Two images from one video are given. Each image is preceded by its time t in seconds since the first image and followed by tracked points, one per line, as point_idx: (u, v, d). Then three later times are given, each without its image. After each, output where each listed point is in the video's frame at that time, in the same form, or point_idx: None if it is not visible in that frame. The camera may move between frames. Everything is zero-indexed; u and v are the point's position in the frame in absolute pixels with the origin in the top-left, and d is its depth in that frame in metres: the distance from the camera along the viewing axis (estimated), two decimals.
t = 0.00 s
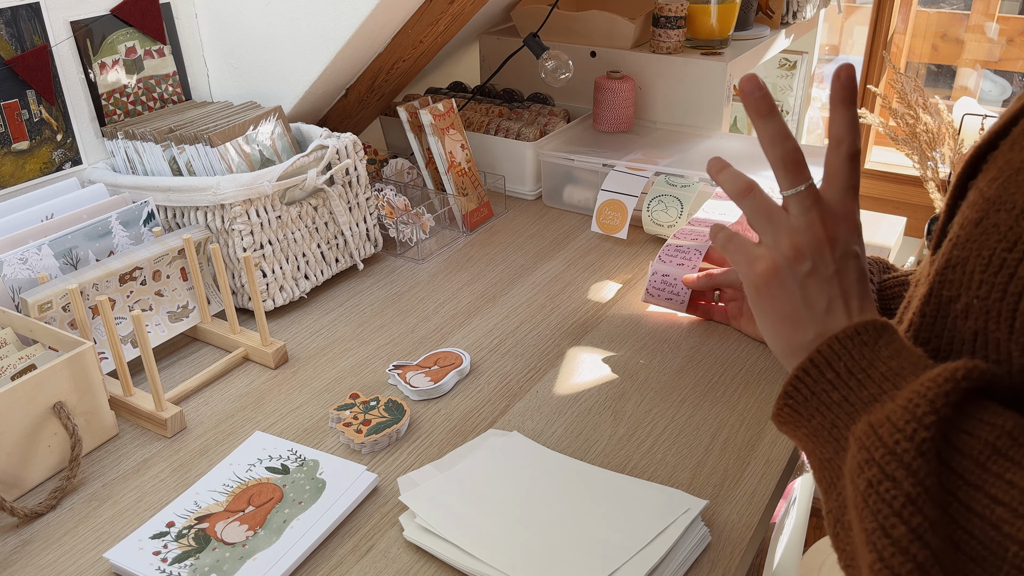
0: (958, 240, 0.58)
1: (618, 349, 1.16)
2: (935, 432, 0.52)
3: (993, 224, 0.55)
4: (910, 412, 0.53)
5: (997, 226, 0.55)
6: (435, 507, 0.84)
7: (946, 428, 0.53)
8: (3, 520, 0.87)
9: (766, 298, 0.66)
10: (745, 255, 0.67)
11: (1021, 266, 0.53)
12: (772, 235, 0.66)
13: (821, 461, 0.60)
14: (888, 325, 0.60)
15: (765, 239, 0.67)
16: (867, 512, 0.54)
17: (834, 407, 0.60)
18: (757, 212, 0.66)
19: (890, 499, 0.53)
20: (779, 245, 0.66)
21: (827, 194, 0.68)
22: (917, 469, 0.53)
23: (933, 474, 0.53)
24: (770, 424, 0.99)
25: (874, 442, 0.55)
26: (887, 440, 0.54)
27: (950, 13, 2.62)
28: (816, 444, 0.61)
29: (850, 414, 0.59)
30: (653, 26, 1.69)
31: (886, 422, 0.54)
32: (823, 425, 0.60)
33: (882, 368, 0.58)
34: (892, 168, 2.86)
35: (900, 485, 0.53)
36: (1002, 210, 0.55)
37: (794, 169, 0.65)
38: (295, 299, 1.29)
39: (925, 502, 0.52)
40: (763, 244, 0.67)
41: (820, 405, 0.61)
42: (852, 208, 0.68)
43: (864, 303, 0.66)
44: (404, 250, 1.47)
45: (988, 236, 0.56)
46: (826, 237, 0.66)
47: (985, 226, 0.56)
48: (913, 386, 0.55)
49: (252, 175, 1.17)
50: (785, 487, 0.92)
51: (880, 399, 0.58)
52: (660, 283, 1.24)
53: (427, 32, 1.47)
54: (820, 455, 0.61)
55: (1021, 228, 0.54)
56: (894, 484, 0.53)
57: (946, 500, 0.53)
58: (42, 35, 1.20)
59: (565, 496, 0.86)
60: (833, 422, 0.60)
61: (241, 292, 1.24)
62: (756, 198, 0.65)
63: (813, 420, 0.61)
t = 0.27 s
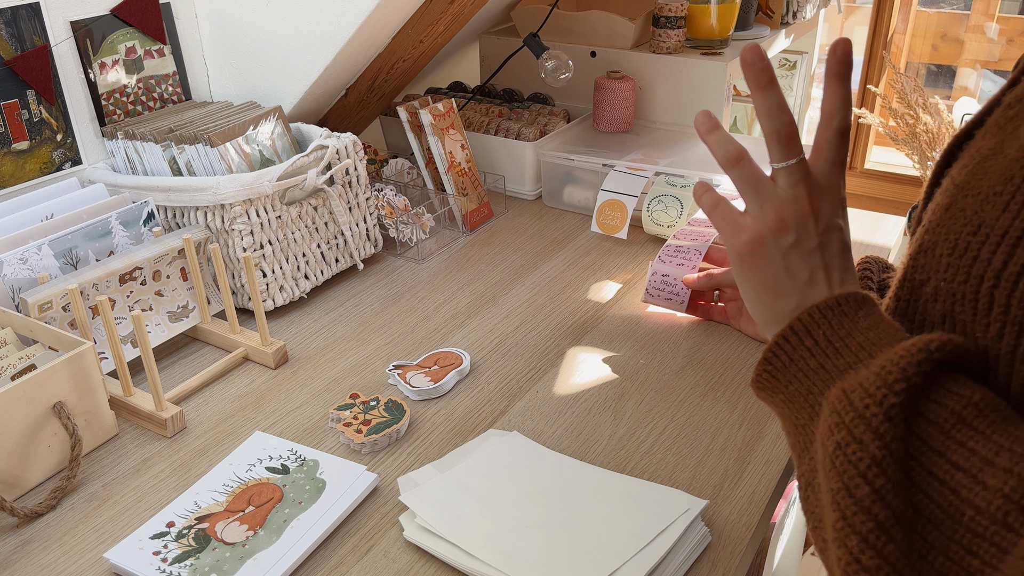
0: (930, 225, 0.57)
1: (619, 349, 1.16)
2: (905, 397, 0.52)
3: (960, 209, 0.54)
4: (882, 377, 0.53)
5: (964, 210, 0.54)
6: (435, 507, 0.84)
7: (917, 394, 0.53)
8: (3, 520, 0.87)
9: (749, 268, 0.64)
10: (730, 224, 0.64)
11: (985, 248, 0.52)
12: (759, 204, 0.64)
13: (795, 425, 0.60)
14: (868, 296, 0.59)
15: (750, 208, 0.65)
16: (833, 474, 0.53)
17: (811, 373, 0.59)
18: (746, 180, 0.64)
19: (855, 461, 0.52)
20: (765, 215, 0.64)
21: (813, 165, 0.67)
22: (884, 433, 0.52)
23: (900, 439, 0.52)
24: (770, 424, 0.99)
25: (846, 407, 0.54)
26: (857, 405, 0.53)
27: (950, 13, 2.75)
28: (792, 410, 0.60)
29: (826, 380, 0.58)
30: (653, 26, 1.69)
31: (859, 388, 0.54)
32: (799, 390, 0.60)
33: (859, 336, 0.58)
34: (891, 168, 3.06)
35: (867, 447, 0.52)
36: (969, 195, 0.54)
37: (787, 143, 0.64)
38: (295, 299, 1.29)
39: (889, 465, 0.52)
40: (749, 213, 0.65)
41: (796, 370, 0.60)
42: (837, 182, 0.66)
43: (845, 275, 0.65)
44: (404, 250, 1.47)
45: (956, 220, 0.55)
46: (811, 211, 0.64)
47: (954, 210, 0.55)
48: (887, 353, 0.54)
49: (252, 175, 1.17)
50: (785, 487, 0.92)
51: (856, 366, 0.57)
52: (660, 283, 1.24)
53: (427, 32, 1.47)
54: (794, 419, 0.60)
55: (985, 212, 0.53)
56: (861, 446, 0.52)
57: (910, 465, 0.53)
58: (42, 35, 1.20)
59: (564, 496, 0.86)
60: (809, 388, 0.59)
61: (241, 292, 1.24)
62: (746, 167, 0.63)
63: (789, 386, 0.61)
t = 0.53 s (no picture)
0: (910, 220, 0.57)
1: (618, 349, 1.16)
2: (902, 372, 0.52)
3: (940, 204, 0.54)
4: (880, 351, 0.52)
5: (943, 206, 0.54)
6: (436, 507, 0.84)
7: (912, 370, 0.53)
8: (3, 520, 0.87)
9: (747, 233, 0.63)
10: (732, 187, 0.63)
11: (964, 242, 0.52)
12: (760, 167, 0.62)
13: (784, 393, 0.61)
14: (860, 267, 0.60)
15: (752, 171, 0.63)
16: (825, 446, 0.53)
17: (804, 342, 0.59)
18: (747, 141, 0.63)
19: (848, 434, 0.52)
20: (766, 177, 0.62)
21: (820, 125, 0.64)
22: (879, 407, 0.52)
23: (893, 415, 0.52)
24: (770, 424, 0.99)
25: (841, 378, 0.54)
26: (853, 378, 0.53)
27: (950, 14, 2.76)
28: (782, 377, 0.61)
29: (819, 349, 0.58)
30: (653, 26, 1.69)
31: (855, 360, 0.54)
32: (791, 358, 0.60)
33: (853, 309, 0.58)
34: (891, 168, 3.07)
35: (862, 422, 0.52)
36: (949, 190, 0.54)
37: (790, 99, 0.62)
38: (295, 299, 1.29)
39: (883, 441, 0.52)
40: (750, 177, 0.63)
41: (789, 338, 0.60)
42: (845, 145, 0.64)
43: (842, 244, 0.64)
44: (404, 250, 1.47)
45: (936, 215, 0.55)
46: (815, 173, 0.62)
47: (933, 206, 0.55)
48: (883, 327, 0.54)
49: (252, 175, 1.17)
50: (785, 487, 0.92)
51: (849, 337, 0.57)
52: (660, 283, 1.24)
53: (427, 32, 1.47)
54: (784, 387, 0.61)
55: (964, 208, 0.53)
56: (854, 420, 0.52)
57: (900, 441, 0.53)
58: (42, 34, 1.20)
59: (564, 496, 0.86)
60: (799, 356, 0.60)
61: (241, 292, 1.24)
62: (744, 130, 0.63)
63: (779, 353, 0.61)
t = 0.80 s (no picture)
0: (909, 240, 0.57)
1: (619, 349, 1.16)
2: (896, 425, 0.52)
3: (943, 224, 0.54)
4: (873, 405, 0.52)
5: (947, 226, 0.54)
6: (436, 507, 0.84)
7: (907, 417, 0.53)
8: (3, 520, 0.87)
9: (720, 296, 0.62)
10: (695, 258, 0.63)
11: (970, 265, 0.52)
12: (718, 232, 0.63)
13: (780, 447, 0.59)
14: (842, 310, 0.59)
15: (712, 239, 0.63)
16: (831, 505, 0.53)
17: (794, 396, 0.59)
18: (701, 209, 0.63)
19: (853, 492, 0.52)
20: (727, 241, 0.62)
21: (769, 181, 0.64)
22: (879, 463, 0.52)
23: (895, 468, 0.52)
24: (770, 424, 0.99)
25: (837, 435, 0.53)
26: (849, 434, 0.53)
27: (949, 14, 2.75)
28: (777, 431, 0.60)
29: (810, 403, 0.58)
30: (653, 26, 1.69)
31: (849, 415, 0.53)
32: (784, 411, 0.59)
33: (840, 356, 0.57)
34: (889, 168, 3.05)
35: (864, 479, 0.52)
36: (951, 211, 0.54)
37: (732, 162, 0.63)
38: (295, 299, 1.29)
39: (888, 496, 0.51)
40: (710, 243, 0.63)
41: (777, 392, 0.59)
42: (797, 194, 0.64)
43: (816, 290, 0.63)
44: (404, 250, 1.47)
45: (938, 237, 0.54)
46: (772, 226, 0.62)
47: (934, 226, 0.55)
48: (872, 378, 0.54)
49: (252, 175, 1.17)
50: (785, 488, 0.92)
51: (839, 387, 0.57)
52: (660, 284, 1.24)
53: (426, 32, 1.47)
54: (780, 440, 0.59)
55: (969, 229, 0.52)
56: (857, 476, 0.52)
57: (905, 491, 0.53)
58: (42, 35, 1.20)
59: (563, 496, 0.86)
60: (792, 410, 0.59)
61: (241, 292, 1.24)
62: (698, 196, 0.63)
63: (772, 408, 0.60)
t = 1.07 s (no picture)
0: (913, 260, 0.57)
1: (619, 349, 1.16)
2: (924, 463, 0.51)
3: (951, 248, 0.54)
4: (898, 443, 0.51)
5: (956, 249, 0.54)
6: (436, 507, 0.84)
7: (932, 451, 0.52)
8: (3, 520, 0.87)
9: (726, 337, 0.61)
10: (694, 299, 0.62)
11: (983, 291, 0.52)
12: (715, 271, 0.61)
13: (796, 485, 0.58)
14: (853, 336, 0.58)
15: (709, 279, 0.61)
16: (863, 549, 0.51)
17: (810, 432, 0.58)
18: (695, 248, 0.61)
19: (885, 534, 0.51)
20: (726, 281, 0.61)
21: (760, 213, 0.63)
22: (910, 503, 0.50)
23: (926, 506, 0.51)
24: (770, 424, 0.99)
25: (862, 474, 0.52)
26: (876, 474, 0.52)
27: (950, 14, 2.76)
28: (792, 468, 0.58)
29: (829, 439, 0.57)
30: (653, 26, 1.69)
31: (873, 453, 0.52)
32: (799, 448, 0.58)
33: (856, 389, 0.57)
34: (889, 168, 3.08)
35: (897, 521, 0.50)
36: (959, 234, 0.54)
37: (722, 202, 0.61)
38: (295, 299, 1.29)
39: (921, 537, 0.50)
40: (707, 282, 0.62)
41: (792, 429, 0.59)
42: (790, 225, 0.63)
43: (818, 316, 0.62)
44: (404, 250, 1.47)
45: (948, 262, 0.54)
46: (771, 261, 0.61)
47: (942, 249, 0.55)
48: (893, 413, 0.53)
49: (252, 175, 1.16)
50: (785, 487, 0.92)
51: (858, 422, 0.56)
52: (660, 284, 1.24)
53: (426, 32, 1.47)
54: (796, 477, 0.58)
55: (982, 254, 0.52)
56: (888, 518, 0.51)
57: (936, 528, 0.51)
58: (42, 35, 1.20)
59: (563, 496, 0.86)
60: (809, 446, 0.58)
61: (241, 292, 1.24)
62: (692, 234, 0.61)
63: (786, 444, 0.59)
